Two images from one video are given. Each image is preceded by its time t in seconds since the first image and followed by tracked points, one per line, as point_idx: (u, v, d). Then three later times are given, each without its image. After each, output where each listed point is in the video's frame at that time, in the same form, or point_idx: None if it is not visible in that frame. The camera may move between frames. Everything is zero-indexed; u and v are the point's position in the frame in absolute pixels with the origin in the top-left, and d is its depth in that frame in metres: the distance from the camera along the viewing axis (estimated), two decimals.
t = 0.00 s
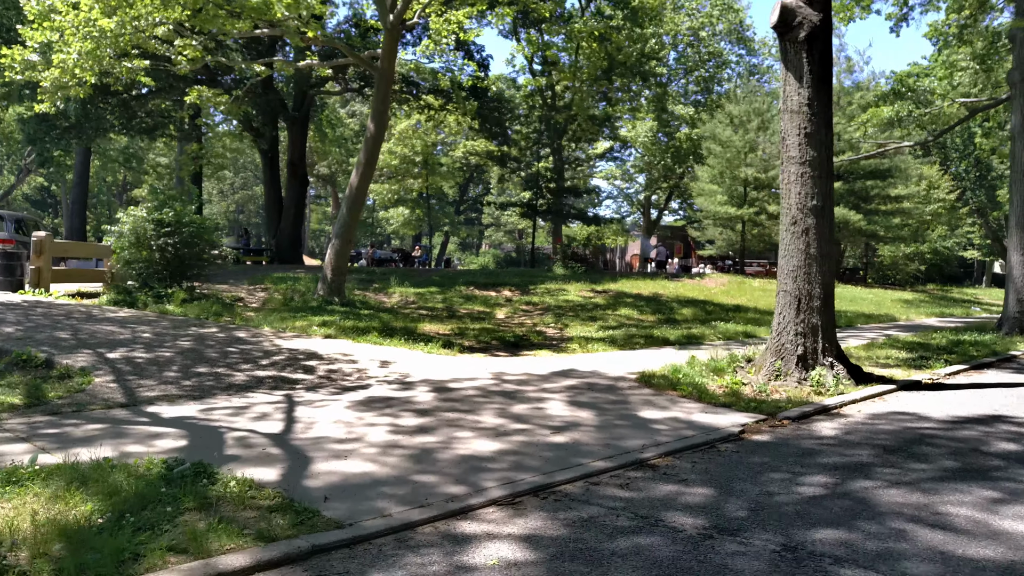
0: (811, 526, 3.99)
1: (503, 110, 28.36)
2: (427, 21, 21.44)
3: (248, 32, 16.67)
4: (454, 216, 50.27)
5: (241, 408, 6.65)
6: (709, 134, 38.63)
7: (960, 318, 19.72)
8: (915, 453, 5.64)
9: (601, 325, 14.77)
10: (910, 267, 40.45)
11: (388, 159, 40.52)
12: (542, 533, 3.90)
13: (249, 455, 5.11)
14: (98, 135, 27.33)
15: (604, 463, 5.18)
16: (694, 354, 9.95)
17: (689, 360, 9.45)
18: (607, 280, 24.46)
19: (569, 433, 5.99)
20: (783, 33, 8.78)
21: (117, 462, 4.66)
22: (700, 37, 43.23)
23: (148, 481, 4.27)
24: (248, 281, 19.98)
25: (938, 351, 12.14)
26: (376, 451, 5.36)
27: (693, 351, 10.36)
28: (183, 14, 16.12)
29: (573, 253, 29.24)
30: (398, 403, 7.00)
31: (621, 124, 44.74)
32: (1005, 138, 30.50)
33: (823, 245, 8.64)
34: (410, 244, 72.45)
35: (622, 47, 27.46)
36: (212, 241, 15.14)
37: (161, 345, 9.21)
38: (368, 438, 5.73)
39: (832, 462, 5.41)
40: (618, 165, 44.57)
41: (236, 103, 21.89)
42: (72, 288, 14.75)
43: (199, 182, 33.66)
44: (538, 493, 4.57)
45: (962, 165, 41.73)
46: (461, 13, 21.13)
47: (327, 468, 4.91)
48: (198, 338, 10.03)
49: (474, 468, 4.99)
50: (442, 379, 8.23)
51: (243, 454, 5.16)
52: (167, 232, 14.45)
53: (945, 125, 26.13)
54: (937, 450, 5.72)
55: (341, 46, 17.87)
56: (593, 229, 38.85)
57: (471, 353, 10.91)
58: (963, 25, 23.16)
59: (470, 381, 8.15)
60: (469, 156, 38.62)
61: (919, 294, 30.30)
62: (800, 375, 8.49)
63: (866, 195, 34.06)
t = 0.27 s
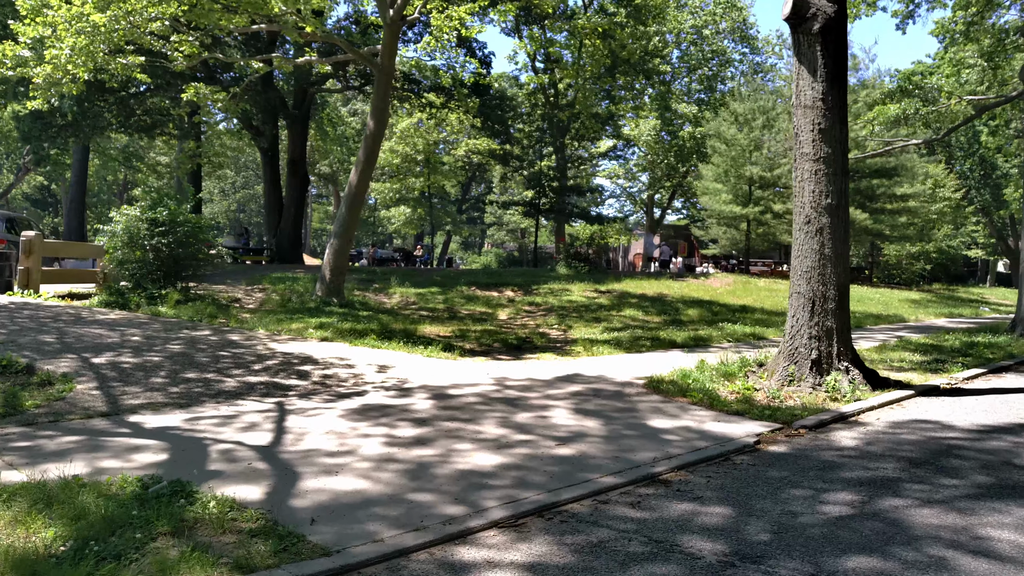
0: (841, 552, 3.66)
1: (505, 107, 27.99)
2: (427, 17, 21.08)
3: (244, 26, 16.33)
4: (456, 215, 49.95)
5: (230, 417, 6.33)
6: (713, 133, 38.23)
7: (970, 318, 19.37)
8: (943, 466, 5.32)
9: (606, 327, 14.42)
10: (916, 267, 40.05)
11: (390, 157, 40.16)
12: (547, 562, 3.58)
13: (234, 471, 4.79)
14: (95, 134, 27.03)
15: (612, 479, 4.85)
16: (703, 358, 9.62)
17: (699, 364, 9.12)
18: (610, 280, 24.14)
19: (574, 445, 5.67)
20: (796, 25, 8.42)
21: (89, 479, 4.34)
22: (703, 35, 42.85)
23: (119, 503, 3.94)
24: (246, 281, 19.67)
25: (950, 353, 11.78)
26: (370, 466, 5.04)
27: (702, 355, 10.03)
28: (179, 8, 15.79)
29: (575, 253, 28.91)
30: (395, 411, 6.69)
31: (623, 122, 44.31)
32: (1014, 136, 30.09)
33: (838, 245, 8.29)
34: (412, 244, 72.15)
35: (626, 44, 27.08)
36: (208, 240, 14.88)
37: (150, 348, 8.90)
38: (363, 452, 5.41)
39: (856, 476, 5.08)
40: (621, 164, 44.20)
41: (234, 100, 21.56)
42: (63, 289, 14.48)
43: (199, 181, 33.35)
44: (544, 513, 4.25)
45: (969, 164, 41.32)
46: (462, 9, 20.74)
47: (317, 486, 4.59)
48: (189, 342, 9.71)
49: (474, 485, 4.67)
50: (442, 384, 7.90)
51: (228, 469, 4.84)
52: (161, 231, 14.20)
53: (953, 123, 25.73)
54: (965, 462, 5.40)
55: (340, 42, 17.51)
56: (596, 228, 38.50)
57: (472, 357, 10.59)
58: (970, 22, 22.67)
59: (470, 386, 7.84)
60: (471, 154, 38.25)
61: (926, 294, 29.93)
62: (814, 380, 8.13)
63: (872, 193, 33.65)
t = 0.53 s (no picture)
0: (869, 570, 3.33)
1: (504, 103, 27.57)
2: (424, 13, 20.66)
3: (237, 20, 15.95)
4: (455, 214, 49.59)
5: (210, 421, 5.98)
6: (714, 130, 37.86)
7: (977, 317, 19.01)
8: (968, 472, 4.97)
9: (606, 326, 14.06)
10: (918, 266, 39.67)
11: (388, 155, 39.75)
12: None
13: (209, 479, 4.46)
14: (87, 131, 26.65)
15: (616, 487, 4.52)
16: (708, 357, 9.27)
17: (703, 363, 8.77)
18: (610, 279, 23.74)
19: (575, 449, 5.33)
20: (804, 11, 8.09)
21: (47, 491, 4.00)
22: (704, 33, 42.48)
23: (76, 517, 3.60)
24: (240, 280, 19.29)
25: (961, 351, 11.42)
26: (356, 473, 4.70)
27: (706, 354, 9.68)
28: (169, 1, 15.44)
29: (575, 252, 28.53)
30: (386, 414, 6.34)
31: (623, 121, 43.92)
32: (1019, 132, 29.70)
33: (848, 239, 7.90)
34: (411, 243, 71.74)
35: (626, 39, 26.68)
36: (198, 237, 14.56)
37: (133, 348, 8.55)
38: (350, 458, 5.07)
39: (877, 483, 4.74)
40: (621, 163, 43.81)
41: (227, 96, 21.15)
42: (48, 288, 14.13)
43: (194, 179, 32.94)
44: (543, 526, 3.93)
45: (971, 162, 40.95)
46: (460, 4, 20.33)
47: (297, 496, 4.25)
48: (174, 341, 9.36)
49: (467, 494, 4.34)
50: (436, 385, 7.55)
51: (202, 477, 4.50)
52: (150, 228, 13.88)
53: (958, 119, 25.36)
54: (991, 467, 5.06)
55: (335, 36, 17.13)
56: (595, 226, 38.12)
57: (469, 356, 10.25)
58: (972, 18, 22.30)
59: (466, 387, 7.49)
60: (470, 152, 37.85)
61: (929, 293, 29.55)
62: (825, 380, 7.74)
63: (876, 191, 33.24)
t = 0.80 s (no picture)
0: None
1: (501, 99, 27.18)
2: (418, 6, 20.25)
3: (227, 12, 15.56)
4: (452, 212, 49.18)
5: (187, 431, 5.64)
6: (713, 128, 37.54)
7: (980, 317, 18.72)
8: (997, 488, 4.64)
9: (605, 327, 13.74)
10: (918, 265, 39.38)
11: (384, 153, 39.32)
12: None
13: (178, 499, 4.11)
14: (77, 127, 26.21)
15: (619, 507, 4.20)
16: (712, 360, 8.93)
17: (707, 367, 8.44)
18: (609, 278, 23.38)
19: (576, 463, 5.00)
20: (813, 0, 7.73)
21: None
22: (702, 30, 42.08)
23: (25, 546, 3.26)
24: (231, 278, 18.92)
25: (969, 353, 11.09)
26: (341, 492, 4.37)
27: (709, 356, 9.34)
28: None
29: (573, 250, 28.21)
30: (375, 424, 6.01)
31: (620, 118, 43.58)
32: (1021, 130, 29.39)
33: (859, 238, 7.57)
34: (408, 241, 71.34)
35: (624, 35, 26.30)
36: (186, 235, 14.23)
37: (112, 353, 8.19)
38: (334, 474, 4.73)
39: (900, 501, 4.40)
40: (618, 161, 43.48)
41: (218, 91, 20.75)
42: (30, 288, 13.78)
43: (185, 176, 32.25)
44: (541, 553, 3.61)
45: (970, 160, 40.72)
46: None
47: (274, 519, 3.91)
48: (157, 345, 9.02)
49: (459, 516, 4.00)
50: (429, 392, 7.21)
51: (171, 497, 4.15)
52: (136, 226, 13.55)
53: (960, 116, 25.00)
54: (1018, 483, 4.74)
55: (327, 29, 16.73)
56: (592, 224, 37.78)
57: (463, 359, 9.88)
58: (974, 14, 21.97)
59: (460, 393, 7.16)
60: (467, 149, 37.47)
61: (930, 291, 29.22)
62: (835, 386, 7.41)
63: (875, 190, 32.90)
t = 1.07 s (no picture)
0: None
1: (495, 93, 26.78)
2: None
3: None
4: (446, 209, 48.78)
5: (157, 435, 5.26)
6: (709, 124, 37.21)
7: (981, 315, 18.41)
8: None
9: (602, 324, 13.39)
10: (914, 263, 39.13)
11: (377, 148, 38.86)
12: None
13: (140, 511, 3.73)
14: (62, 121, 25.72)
15: (624, 519, 3.85)
16: (715, 358, 8.59)
17: (711, 366, 8.09)
18: (604, 274, 23.03)
19: (576, 470, 4.65)
20: None
21: None
22: (698, 26, 41.73)
23: None
24: (218, 274, 18.51)
25: (978, 351, 10.76)
26: (320, 503, 4.00)
27: (711, 355, 8.99)
28: None
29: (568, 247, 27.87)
30: (361, 427, 5.65)
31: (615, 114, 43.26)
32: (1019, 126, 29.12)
33: (870, 231, 7.23)
34: (401, 238, 70.90)
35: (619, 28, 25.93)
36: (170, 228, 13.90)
37: (85, 351, 7.80)
38: (314, 483, 4.35)
39: (929, 512, 4.05)
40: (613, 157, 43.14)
41: (205, 82, 20.31)
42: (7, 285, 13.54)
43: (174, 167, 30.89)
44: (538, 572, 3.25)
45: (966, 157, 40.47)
46: None
47: (244, 534, 3.53)
48: (134, 342, 8.63)
49: (448, 530, 3.64)
50: (419, 392, 6.85)
51: (132, 509, 3.77)
52: (117, 220, 13.24)
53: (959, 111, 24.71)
54: None
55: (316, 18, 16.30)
56: (587, 221, 37.43)
57: (455, 357, 9.50)
58: (973, 8, 21.68)
59: (451, 393, 6.79)
60: (461, 144, 37.06)
61: (928, 289, 28.94)
62: (845, 385, 7.07)
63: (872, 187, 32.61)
